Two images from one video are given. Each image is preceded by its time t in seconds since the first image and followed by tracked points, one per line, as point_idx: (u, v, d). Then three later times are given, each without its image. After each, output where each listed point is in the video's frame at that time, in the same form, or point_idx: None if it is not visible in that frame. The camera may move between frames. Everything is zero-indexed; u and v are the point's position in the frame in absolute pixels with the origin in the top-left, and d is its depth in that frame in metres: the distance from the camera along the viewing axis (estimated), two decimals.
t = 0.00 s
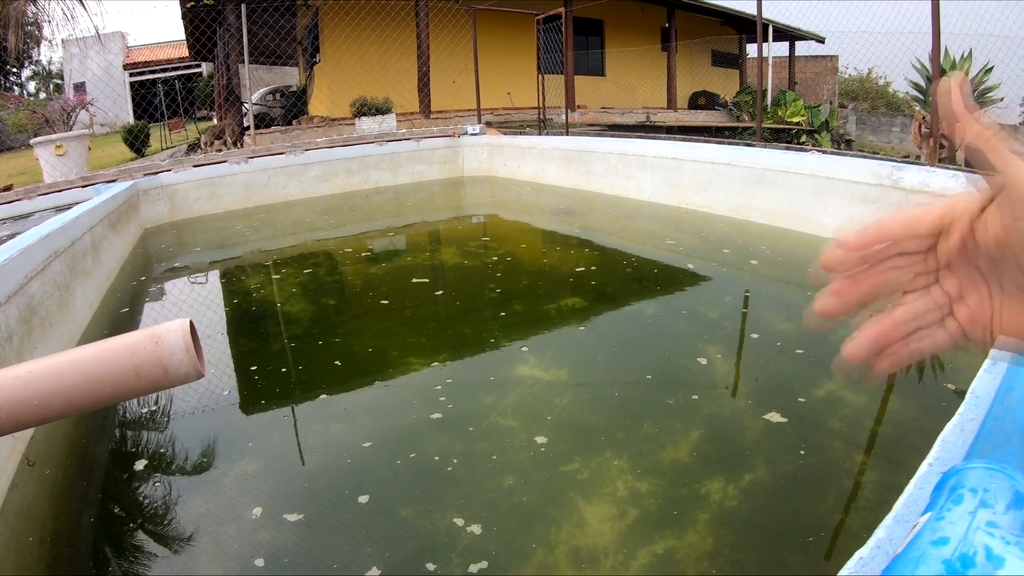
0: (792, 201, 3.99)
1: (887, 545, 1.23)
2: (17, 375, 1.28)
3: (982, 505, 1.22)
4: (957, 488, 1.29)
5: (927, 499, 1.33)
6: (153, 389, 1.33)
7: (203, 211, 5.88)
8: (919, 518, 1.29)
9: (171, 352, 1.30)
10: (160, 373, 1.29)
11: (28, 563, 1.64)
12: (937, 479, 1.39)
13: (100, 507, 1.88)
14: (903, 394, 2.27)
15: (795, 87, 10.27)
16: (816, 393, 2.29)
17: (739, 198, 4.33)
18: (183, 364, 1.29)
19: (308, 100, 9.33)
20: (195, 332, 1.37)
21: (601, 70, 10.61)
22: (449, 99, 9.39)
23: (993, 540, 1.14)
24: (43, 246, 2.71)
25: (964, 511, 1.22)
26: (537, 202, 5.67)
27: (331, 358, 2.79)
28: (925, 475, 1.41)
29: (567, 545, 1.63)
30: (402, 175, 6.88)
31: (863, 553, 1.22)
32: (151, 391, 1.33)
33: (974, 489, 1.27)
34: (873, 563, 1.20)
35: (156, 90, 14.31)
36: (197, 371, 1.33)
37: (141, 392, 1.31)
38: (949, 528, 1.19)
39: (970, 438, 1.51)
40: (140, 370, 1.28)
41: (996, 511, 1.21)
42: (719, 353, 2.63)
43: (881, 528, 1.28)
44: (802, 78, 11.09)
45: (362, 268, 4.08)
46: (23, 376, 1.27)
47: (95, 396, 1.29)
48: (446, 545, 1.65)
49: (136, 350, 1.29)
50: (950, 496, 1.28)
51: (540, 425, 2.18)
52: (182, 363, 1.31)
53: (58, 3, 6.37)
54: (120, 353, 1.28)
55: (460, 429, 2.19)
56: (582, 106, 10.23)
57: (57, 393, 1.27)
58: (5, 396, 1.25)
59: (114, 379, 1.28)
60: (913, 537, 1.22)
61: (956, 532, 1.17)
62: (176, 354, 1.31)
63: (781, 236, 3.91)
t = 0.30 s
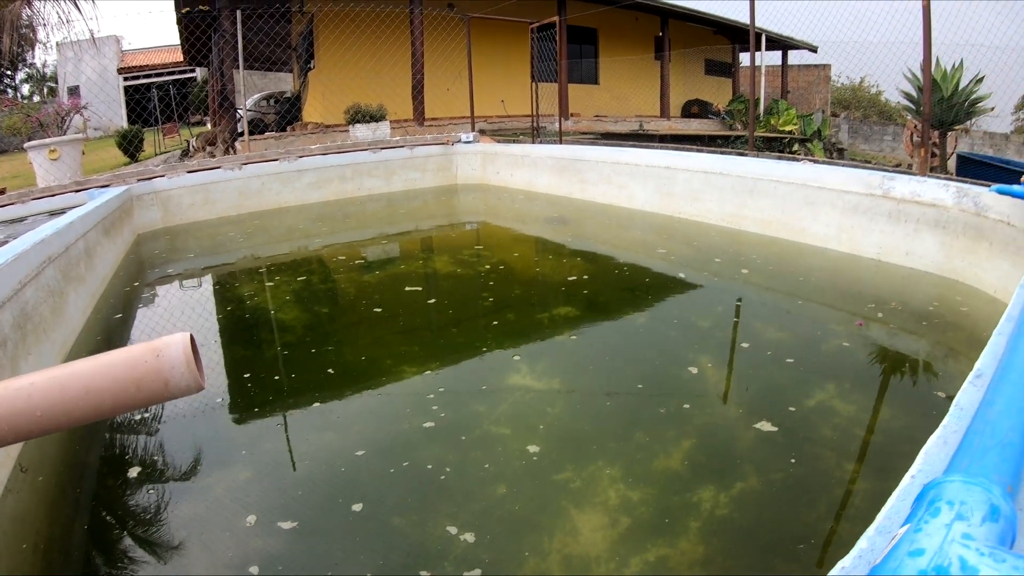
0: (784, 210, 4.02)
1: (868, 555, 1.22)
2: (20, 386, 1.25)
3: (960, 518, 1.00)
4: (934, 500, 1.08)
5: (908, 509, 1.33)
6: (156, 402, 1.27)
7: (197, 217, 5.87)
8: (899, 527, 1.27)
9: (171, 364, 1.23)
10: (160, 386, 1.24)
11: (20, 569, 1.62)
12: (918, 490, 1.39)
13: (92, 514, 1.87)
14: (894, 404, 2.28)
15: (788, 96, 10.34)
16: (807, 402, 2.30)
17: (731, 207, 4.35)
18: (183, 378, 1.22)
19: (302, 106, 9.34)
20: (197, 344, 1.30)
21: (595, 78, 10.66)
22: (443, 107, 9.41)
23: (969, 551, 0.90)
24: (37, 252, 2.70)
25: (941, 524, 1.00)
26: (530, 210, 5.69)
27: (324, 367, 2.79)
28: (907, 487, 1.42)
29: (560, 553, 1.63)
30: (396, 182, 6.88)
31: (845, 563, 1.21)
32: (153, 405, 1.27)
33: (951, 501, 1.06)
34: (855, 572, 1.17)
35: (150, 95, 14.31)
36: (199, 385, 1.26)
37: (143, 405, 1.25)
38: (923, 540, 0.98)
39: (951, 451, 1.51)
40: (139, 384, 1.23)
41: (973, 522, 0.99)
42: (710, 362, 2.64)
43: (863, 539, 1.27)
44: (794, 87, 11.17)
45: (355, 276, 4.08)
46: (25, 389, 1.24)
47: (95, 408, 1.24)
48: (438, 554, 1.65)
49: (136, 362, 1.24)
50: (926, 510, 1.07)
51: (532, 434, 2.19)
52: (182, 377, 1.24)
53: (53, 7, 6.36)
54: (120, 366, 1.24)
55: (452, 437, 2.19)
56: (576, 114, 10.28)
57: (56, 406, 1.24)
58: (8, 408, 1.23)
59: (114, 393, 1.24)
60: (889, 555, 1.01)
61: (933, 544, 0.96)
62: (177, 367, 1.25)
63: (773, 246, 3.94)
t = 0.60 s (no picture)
0: (776, 216, 4.03)
1: (852, 557, 1.23)
2: (15, 385, 1.41)
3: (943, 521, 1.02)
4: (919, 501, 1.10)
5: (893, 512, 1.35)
6: (142, 402, 1.44)
7: (190, 220, 5.85)
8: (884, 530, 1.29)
9: (158, 365, 1.41)
10: (148, 387, 1.41)
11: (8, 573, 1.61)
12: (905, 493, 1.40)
13: (82, 518, 1.85)
14: (885, 409, 2.29)
15: (781, 103, 10.40)
16: (798, 408, 2.30)
17: (723, 213, 4.36)
18: (168, 377, 1.41)
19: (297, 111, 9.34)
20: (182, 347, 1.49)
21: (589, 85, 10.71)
22: (437, 113, 9.43)
23: (952, 554, 0.93)
24: (28, 254, 2.69)
25: (925, 527, 1.02)
26: (523, 216, 5.70)
27: (315, 371, 2.78)
28: (894, 490, 1.43)
29: (550, 559, 1.63)
30: (389, 187, 6.88)
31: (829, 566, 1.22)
32: (139, 404, 1.44)
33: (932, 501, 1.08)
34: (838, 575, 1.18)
35: (144, 98, 14.28)
36: (183, 384, 1.44)
37: (131, 404, 1.43)
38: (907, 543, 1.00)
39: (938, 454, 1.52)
40: (127, 384, 1.40)
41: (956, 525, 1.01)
42: (702, 368, 2.65)
43: (847, 542, 1.28)
44: (787, 94, 11.23)
45: (347, 281, 4.08)
46: (17, 388, 1.39)
47: (85, 406, 1.41)
48: (429, 559, 1.64)
49: (126, 363, 1.41)
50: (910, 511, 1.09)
51: (523, 439, 2.19)
52: (168, 377, 1.43)
53: (47, 9, 6.35)
54: (109, 367, 1.40)
55: (443, 442, 2.19)
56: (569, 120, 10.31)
57: (47, 404, 1.40)
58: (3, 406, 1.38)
59: (102, 391, 1.40)
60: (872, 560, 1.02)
61: (916, 547, 0.98)
62: (164, 368, 1.42)
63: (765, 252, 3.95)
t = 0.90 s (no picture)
0: (773, 218, 4.04)
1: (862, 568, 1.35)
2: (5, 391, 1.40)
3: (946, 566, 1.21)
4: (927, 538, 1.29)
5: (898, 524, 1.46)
6: (140, 406, 1.45)
7: (187, 223, 5.84)
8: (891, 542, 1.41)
9: (158, 369, 1.43)
10: (148, 391, 1.43)
11: None
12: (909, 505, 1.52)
13: (80, 522, 1.85)
14: (882, 410, 2.30)
15: (778, 105, 10.42)
16: (796, 409, 2.30)
17: (720, 216, 4.37)
18: (169, 381, 1.43)
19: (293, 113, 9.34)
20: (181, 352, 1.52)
21: (586, 87, 10.73)
22: (434, 115, 9.44)
23: None
24: (25, 257, 2.68)
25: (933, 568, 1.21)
26: (519, 218, 5.70)
27: (313, 374, 2.78)
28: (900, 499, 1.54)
29: (549, 561, 1.62)
30: (385, 190, 6.88)
31: None
32: (139, 408, 1.46)
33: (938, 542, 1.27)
34: None
35: (141, 100, 14.27)
36: (184, 389, 1.47)
37: (130, 408, 1.44)
38: None
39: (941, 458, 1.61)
40: (127, 388, 1.42)
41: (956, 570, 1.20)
42: (699, 370, 2.65)
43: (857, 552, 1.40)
44: (784, 96, 11.26)
45: (344, 283, 4.08)
46: (11, 395, 1.39)
47: (81, 412, 1.41)
48: (428, 561, 1.64)
49: (125, 367, 1.43)
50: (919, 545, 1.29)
51: (521, 441, 2.19)
52: (169, 381, 1.45)
53: (44, 11, 6.34)
54: (109, 371, 1.42)
55: (442, 444, 2.19)
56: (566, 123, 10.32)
57: (43, 409, 1.40)
58: None
59: (102, 396, 1.41)
60: None
61: None
62: (164, 372, 1.45)
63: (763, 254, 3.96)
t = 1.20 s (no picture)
0: (772, 221, 4.04)
1: (855, 564, 1.29)
2: (12, 394, 1.40)
3: (945, 526, 1.10)
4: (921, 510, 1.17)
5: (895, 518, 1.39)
6: (145, 410, 1.44)
7: (185, 224, 5.84)
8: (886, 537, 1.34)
9: (161, 374, 1.41)
10: (151, 395, 1.40)
11: None
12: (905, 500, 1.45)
13: (79, 523, 1.85)
14: (880, 413, 2.30)
15: (777, 108, 10.44)
16: (794, 412, 2.31)
17: (719, 219, 4.37)
18: (172, 387, 1.40)
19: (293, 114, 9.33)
20: (186, 355, 1.49)
21: (585, 89, 10.74)
22: (433, 117, 9.44)
23: (954, 559, 1.00)
24: (24, 258, 2.69)
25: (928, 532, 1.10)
26: (518, 220, 5.71)
27: (311, 376, 2.78)
28: (895, 496, 1.47)
29: (548, 563, 1.63)
30: (384, 191, 6.89)
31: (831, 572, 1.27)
32: (142, 411, 1.44)
33: (937, 510, 1.15)
34: None
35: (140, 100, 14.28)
36: (187, 393, 1.44)
37: (134, 412, 1.43)
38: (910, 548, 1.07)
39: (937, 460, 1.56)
40: (131, 393, 1.40)
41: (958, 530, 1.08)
42: (697, 373, 2.65)
43: (850, 547, 1.33)
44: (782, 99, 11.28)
45: (343, 285, 4.08)
46: (15, 397, 1.39)
47: (86, 415, 1.41)
48: (427, 563, 1.64)
49: (129, 372, 1.40)
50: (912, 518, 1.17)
51: (519, 443, 2.19)
52: (173, 385, 1.42)
53: (44, 11, 6.34)
54: (113, 375, 1.40)
55: (440, 447, 2.19)
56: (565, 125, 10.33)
57: (47, 412, 1.39)
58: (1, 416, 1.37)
59: (104, 400, 1.40)
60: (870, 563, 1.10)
61: (919, 552, 1.06)
62: (167, 377, 1.42)
63: (761, 257, 3.96)
